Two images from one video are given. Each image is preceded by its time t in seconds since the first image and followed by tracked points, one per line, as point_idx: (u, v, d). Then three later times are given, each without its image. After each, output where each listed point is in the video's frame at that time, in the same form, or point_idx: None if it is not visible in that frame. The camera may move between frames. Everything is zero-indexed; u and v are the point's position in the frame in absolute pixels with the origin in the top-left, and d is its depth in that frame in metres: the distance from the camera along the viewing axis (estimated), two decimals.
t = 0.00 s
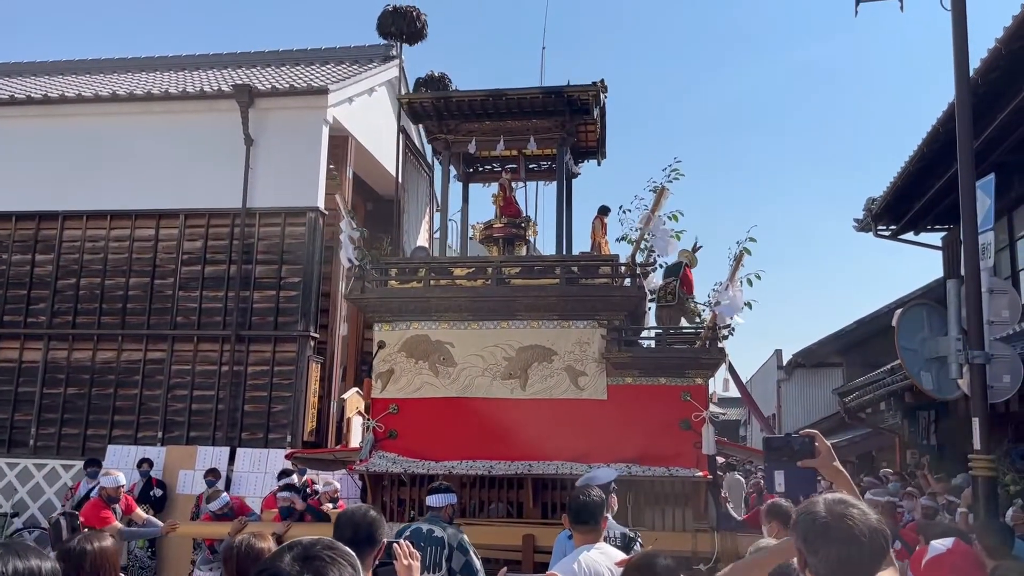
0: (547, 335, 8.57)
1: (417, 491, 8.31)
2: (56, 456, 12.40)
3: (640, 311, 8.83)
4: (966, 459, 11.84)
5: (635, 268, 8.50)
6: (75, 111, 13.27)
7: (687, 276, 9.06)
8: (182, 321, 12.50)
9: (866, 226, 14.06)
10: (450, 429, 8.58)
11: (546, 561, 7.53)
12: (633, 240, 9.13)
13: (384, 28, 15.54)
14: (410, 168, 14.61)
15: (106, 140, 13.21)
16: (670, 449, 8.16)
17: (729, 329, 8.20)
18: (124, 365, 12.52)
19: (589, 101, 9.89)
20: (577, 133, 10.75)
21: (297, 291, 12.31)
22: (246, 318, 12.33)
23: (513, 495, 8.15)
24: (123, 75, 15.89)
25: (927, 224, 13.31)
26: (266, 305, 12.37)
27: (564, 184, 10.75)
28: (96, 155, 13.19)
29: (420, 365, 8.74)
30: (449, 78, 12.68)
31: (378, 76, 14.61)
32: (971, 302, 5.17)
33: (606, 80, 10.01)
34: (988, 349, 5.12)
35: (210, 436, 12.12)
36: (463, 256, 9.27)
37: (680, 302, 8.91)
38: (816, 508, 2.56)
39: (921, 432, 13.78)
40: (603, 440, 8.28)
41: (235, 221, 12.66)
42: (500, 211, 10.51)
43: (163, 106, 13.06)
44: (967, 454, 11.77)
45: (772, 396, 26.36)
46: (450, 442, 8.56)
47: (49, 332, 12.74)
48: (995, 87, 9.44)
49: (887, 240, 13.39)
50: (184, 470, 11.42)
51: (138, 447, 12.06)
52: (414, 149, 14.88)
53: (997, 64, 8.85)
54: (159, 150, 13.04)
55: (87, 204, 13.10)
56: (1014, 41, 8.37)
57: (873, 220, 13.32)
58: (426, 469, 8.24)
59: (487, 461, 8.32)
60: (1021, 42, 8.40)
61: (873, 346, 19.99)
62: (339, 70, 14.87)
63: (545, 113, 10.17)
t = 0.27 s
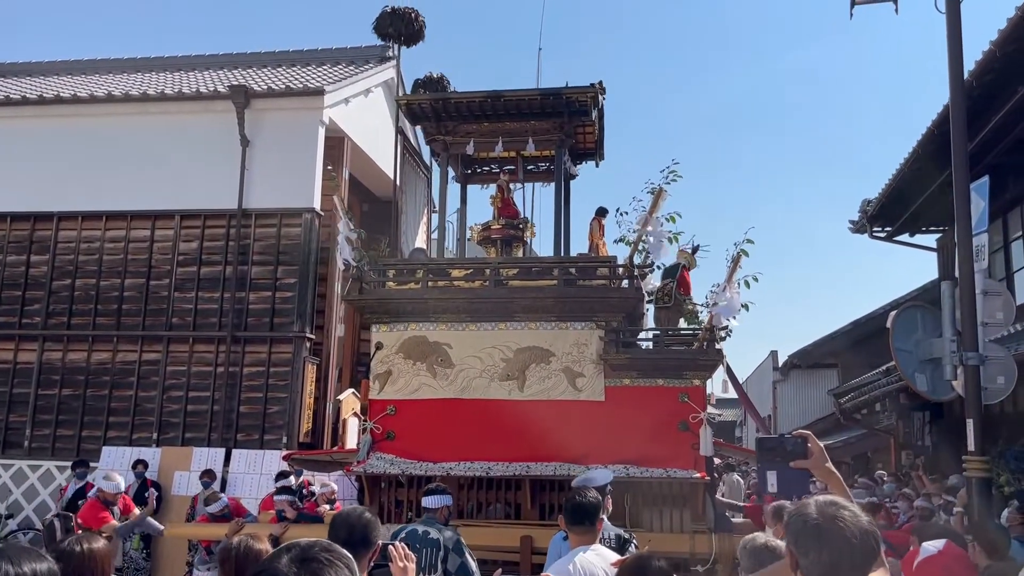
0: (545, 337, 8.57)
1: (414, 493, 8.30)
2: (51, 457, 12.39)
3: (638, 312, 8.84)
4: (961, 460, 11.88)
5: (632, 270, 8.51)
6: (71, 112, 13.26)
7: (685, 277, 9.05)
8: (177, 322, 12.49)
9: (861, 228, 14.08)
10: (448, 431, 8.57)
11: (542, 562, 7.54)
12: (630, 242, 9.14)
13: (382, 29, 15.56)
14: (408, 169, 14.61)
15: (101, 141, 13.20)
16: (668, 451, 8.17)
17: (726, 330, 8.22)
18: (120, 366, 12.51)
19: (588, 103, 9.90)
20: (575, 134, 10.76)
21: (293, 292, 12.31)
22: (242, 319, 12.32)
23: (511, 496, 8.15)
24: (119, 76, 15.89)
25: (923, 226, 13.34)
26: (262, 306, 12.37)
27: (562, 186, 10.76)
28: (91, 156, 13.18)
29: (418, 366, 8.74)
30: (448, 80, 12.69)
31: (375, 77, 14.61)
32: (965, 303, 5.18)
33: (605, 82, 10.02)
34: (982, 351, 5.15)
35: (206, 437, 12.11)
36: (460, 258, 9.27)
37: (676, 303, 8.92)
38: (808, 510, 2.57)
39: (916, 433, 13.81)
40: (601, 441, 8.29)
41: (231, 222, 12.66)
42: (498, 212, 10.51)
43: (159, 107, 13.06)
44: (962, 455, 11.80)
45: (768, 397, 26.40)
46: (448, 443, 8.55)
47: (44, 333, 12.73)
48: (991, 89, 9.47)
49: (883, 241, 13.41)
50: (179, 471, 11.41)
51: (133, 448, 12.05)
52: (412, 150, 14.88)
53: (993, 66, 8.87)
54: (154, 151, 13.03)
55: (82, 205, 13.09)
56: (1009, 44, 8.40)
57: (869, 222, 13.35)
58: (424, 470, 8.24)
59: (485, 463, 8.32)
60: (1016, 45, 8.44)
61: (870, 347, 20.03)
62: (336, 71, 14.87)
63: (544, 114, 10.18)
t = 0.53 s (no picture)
0: (539, 338, 8.56)
1: (409, 495, 8.29)
2: (44, 459, 12.33)
3: (632, 314, 8.85)
4: (954, 461, 11.91)
5: (627, 271, 8.52)
6: (64, 113, 13.22)
7: (673, 277, 9.04)
8: (171, 324, 12.46)
9: (855, 230, 14.13)
10: (443, 432, 8.55)
11: (535, 564, 7.53)
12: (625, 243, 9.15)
13: (378, 30, 15.57)
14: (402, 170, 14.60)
15: (94, 142, 13.16)
16: (663, 452, 8.17)
17: (720, 332, 8.24)
18: (112, 367, 12.47)
19: (582, 105, 9.91)
20: (570, 136, 10.76)
21: (287, 294, 12.28)
22: (235, 321, 12.29)
23: (505, 498, 8.15)
24: (112, 77, 15.85)
25: (917, 228, 13.38)
26: (256, 308, 12.34)
27: (557, 187, 10.77)
28: (84, 157, 13.14)
29: (412, 368, 8.72)
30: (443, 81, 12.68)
31: (369, 79, 14.61)
32: (957, 305, 5.20)
33: (599, 84, 10.03)
34: (974, 353, 5.14)
35: (199, 439, 12.07)
36: (455, 259, 9.27)
37: (667, 304, 8.94)
38: (797, 512, 2.58)
39: (909, 435, 13.85)
40: (595, 443, 8.28)
41: (225, 223, 12.63)
42: (493, 214, 10.51)
43: (152, 108, 13.02)
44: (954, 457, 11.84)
45: (763, 399, 26.45)
46: (442, 445, 8.53)
47: (37, 335, 12.68)
48: (983, 92, 9.51)
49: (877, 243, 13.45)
50: (172, 474, 11.40)
51: (126, 450, 12.01)
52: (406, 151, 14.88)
53: (986, 69, 8.91)
54: (148, 152, 13.00)
55: (75, 206, 13.05)
56: (1001, 47, 8.44)
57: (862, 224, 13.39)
58: (418, 472, 8.23)
59: (479, 465, 8.31)
60: (1008, 48, 8.48)
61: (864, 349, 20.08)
62: (330, 73, 14.85)
63: (539, 116, 10.19)
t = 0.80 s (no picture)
0: (531, 340, 8.55)
1: (400, 497, 8.28)
2: (34, 461, 12.25)
3: (624, 315, 8.86)
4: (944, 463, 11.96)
5: (619, 273, 8.53)
6: (54, 113, 13.15)
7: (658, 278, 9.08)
8: (162, 326, 12.40)
9: (846, 231, 14.19)
10: (435, 435, 8.53)
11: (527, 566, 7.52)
12: (617, 245, 9.15)
13: (369, 33, 15.55)
14: (394, 172, 14.58)
15: (85, 143, 13.09)
16: (654, 454, 8.18)
17: (712, 334, 8.26)
18: (103, 369, 12.40)
19: (574, 107, 9.91)
20: (562, 137, 10.76)
21: (279, 295, 12.24)
22: (227, 323, 12.24)
23: (497, 499, 8.14)
24: (104, 78, 15.78)
25: (907, 230, 13.44)
26: (248, 310, 12.29)
27: (549, 189, 10.77)
28: (75, 158, 13.07)
29: (404, 370, 8.69)
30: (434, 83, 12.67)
31: (361, 80, 14.58)
32: (947, 308, 5.23)
33: (591, 86, 10.04)
34: (964, 354, 5.16)
35: (190, 441, 12.01)
36: (447, 261, 9.26)
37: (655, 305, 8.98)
38: (786, 514, 2.59)
39: (900, 436, 13.90)
40: (588, 445, 8.28)
41: (217, 225, 12.58)
42: (485, 216, 10.51)
43: (143, 109, 12.96)
44: (945, 457, 11.89)
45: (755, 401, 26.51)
46: (434, 447, 8.51)
47: (27, 336, 12.60)
48: (973, 95, 9.56)
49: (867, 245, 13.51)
50: (163, 476, 11.37)
51: (117, 452, 11.94)
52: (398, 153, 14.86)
53: (975, 71, 8.96)
54: (139, 153, 12.94)
55: (66, 207, 12.98)
56: (991, 50, 8.49)
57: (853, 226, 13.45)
58: (410, 474, 8.20)
59: (471, 467, 8.30)
60: (998, 51, 8.53)
61: (855, 351, 20.16)
62: (322, 74, 14.82)
63: (530, 117, 10.19)
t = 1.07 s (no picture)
0: (523, 341, 8.54)
1: (391, 498, 8.27)
2: (22, 464, 12.17)
3: (616, 317, 8.88)
4: (934, 463, 12.02)
5: (610, 275, 8.55)
6: (44, 114, 13.08)
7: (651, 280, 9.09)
8: (152, 327, 12.34)
9: (836, 233, 14.25)
10: (426, 436, 8.51)
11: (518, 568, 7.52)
12: (608, 247, 9.16)
13: (360, 34, 15.53)
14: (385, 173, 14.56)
15: (75, 144, 13.02)
16: (646, 455, 8.18)
17: (703, 335, 8.28)
18: (93, 371, 12.34)
19: (564, 109, 9.92)
20: (553, 140, 10.78)
21: (269, 297, 12.20)
22: (218, 325, 12.19)
23: (488, 501, 8.14)
24: (93, 78, 15.71)
25: (897, 232, 13.51)
26: (239, 311, 12.25)
27: (540, 191, 10.78)
28: (65, 159, 12.99)
29: (395, 371, 8.67)
30: (425, 85, 12.66)
31: (352, 81, 14.55)
32: (937, 310, 5.25)
33: (581, 88, 10.05)
34: (953, 355, 5.18)
35: (181, 443, 11.95)
36: (439, 262, 9.25)
37: (652, 307, 8.98)
38: (777, 516, 2.60)
39: (890, 437, 13.97)
40: (579, 446, 8.27)
41: (207, 226, 12.54)
42: (476, 218, 10.51)
43: (134, 110, 12.91)
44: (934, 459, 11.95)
45: (745, 403, 26.57)
46: (425, 449, 8.49)
47: (15, 338, 12.51)
48: (962, 97, 9.62)
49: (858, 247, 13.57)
50: (154, 478, 11.39)
51: (107, 455, 11.88)
52: (389, 154, 14.84)
53: (964, 74, 9.02)
54: (129, 154, 12.87)
55: (55, 208, 12.90)
56: (980, 53, 8.55)
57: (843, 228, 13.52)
58: (401, 476, 8.18)
59: (463, 469, 8.29)
60: (987, 53, 8.59)
61: (844, 353, 20.25)
62: (313, 75, 14.78)
63: (521, 120, 10.20)
